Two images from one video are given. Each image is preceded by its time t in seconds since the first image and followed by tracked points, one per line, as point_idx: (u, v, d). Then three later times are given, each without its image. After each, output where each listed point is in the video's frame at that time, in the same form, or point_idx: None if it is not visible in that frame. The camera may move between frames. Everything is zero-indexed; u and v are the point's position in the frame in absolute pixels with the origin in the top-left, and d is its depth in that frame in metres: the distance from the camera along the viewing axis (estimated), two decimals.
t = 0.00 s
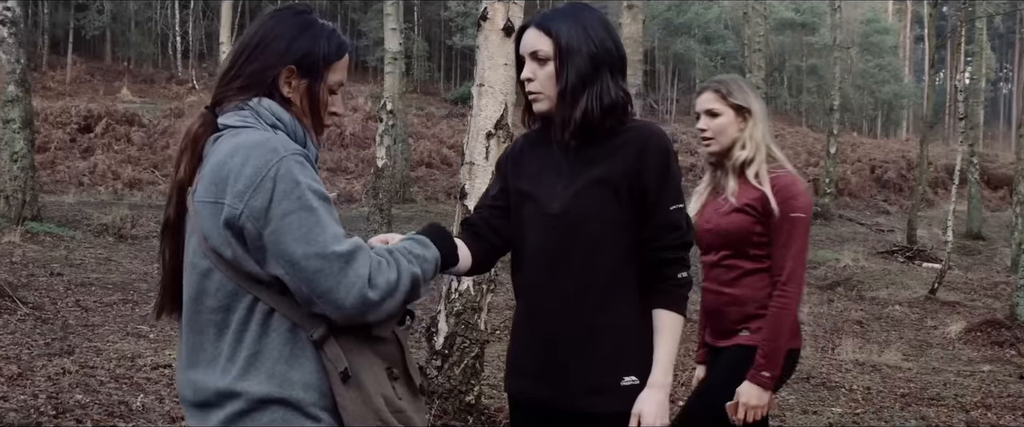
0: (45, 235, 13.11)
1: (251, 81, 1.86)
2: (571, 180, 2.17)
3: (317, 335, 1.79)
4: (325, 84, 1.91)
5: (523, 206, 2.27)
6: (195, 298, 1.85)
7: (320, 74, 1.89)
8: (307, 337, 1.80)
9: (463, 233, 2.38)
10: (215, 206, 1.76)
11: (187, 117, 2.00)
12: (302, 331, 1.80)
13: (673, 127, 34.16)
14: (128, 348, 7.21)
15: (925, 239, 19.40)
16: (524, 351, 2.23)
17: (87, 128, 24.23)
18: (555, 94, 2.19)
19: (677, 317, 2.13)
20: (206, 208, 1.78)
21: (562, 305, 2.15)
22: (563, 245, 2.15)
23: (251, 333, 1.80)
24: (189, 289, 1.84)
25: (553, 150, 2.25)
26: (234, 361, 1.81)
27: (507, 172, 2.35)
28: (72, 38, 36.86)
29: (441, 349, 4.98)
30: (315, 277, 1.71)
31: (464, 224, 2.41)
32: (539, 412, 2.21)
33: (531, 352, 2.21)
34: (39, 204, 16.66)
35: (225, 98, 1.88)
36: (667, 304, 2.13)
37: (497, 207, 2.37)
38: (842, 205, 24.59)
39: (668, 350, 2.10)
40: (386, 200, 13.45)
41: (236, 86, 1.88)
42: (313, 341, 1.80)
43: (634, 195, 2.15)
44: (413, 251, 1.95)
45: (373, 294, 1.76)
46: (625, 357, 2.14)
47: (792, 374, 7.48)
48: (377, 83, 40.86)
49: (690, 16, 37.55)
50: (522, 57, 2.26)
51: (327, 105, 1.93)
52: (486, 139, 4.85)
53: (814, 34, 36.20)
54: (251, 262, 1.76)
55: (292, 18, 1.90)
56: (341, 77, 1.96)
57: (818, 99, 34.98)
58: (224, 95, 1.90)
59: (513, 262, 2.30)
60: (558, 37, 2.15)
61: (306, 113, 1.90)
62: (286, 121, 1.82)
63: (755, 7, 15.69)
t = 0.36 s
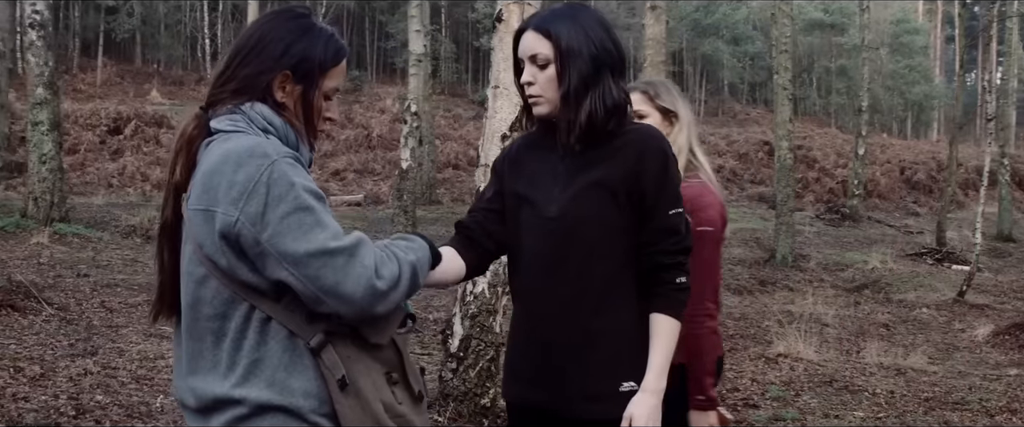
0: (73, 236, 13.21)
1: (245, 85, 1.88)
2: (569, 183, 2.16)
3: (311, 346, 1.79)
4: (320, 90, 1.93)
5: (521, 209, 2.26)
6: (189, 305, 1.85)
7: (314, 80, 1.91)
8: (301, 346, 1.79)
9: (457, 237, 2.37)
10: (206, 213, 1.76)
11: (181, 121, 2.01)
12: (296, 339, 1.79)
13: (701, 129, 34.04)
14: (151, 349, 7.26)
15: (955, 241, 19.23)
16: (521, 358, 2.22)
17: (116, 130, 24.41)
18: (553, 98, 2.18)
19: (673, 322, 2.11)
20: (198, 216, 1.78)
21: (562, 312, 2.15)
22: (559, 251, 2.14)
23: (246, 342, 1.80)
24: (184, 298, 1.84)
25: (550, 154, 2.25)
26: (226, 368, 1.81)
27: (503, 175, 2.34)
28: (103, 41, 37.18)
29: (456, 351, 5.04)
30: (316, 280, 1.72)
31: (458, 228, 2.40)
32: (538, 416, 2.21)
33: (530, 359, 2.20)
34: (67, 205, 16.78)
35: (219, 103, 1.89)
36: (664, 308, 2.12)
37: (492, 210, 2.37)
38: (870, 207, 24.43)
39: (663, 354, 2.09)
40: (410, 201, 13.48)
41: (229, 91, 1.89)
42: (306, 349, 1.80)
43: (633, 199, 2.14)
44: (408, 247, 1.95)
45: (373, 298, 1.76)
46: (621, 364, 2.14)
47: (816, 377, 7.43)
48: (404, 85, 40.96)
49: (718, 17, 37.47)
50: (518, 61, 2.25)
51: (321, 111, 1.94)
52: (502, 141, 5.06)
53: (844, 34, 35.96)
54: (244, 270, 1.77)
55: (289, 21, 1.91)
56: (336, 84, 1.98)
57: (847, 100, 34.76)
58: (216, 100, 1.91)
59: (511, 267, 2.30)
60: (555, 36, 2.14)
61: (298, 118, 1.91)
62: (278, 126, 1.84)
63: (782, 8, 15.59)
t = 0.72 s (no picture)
0: (123, 237, 13.37)
1: (270, 88, 1.88)
2: (599, 185, 2.15)
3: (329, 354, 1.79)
4: (346, 93, 1.91)
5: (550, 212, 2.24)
6: (214, 307, 1.86)
7: (338, 83, 1.89)
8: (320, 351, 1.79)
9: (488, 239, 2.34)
10: (231, 218, 1.77)
11: (212, 121, 2.02)
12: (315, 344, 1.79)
13: (750, 130, 33.78)
14: (197, 349, 7.33)
15: (1009, 244, 18.92)
16: (548, 360, 2.20)
17: (168, 132, 24.68)
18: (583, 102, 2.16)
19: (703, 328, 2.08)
20: (222, 220, 1.79)
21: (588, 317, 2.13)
22: (586, 253, 2.12)
23: (266, 345, 1.80)
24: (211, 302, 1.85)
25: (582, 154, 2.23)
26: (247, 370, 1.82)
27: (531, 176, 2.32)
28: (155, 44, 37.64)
29: (495, 354, 5.06)
30: (337, 284, 1.72)
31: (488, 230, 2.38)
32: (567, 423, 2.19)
33: (557, 363, 2.18)
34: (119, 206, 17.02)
35: (245, 104, 1.89)
36: (694, 313, 2.09)
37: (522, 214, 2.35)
38: (923, 209, 24.10)
39: (693, 360, 2.06)
40: (457, 203, 13.49)
41: (254, 94, 1.89)
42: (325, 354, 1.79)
43: (663, 202, 2.12)
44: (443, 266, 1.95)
45: (391, 306, 1.75)
46: (649, 369, 2.12)
47: (862, 381, 7.33)
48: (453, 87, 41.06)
49: (768, 17, 37.19)
50: (548, 64, 2.24)
51: (348, 115, 1.93)
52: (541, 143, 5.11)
53: (896, 34, 35.46)
54: (267, 273, 1.77)
55: (318, 22, 1.90)
56: (365, 87, 1.95)
57: (900, 101, 34.30)
58: (242, 103, 1.91)
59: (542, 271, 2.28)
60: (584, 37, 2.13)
61: (324, 121, 1.89)
62: (302, 128, 1.84)
63: (831, 7, 15.39)
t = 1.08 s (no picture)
0: (185, 237, 13.54)
1: (311, 82, 1.88)
2: (645, 186, 2.12)
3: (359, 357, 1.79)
4: (389, 86, 1.90)
5: (595, 213, 2.23)
6: (252, 308, 1.88)
7: (381, 76, 1.88)
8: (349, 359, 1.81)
9: (537, 238, 2.36)
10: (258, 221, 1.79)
11: (259, 114, 2.04)
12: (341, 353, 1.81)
13: (812, 131, 33.44)
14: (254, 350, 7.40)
15: None
16: (589, 363, 2.20)
17: (230, 134, 25.02)
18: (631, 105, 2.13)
19: (749, 335, 2.06)
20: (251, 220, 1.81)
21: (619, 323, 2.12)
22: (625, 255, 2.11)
23: (299, 349, 1.82)
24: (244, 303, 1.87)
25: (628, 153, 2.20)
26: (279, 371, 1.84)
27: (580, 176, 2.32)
28: (218, 47, 38.21)
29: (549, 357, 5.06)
30: (332, 306, 1.70)
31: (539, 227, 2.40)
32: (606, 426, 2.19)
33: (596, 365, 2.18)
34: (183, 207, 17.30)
35: (285, 102, 1.91)
36: (739, 319, 2.07)
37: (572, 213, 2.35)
38: (989, 211, 23.68)
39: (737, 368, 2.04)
40: (515, 205, 13.54)
41: (296, 88, 1.91)
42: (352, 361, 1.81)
43: (710, 205, 2.08)
44: (458, 264, 1.94)
45: (391, 328, 1.74)
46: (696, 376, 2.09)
47: (923, 387, 7.22)
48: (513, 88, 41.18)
49: (831, 17, 36.79)
50: (598, 66, 2.21)
51: (391, 114, 1.92)
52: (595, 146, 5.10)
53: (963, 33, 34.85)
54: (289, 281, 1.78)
55: (358, 14, 1.89)
56: (411, 77, 1.93)
57: (966, 101, 33.72)
58: (283, 98, 1.92)
59: (587, 271, 2.28)
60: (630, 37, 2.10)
61: (366, 115, 1.89)
62: (337, 126, 1.84)
63: (894, 6, 15.15)
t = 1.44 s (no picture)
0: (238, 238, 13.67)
1: (373, 76, 1.86)
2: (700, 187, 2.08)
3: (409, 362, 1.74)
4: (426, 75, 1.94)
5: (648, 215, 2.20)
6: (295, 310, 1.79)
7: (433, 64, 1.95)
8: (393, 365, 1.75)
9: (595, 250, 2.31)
10: (313, 215, 1.73)
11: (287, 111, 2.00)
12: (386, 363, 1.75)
13: (868, 132, 33.06)
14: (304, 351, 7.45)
15: None
16: (635, 365, 2.15)
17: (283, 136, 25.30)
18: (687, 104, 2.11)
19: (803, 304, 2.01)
20: (306, 214, 1.74)
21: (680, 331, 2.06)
22: (686, 254, 2.07)
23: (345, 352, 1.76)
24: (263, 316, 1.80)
25: (674, 159, 2.18)
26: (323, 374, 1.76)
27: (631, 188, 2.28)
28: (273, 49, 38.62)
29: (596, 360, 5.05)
30: (403, 309, 1.66)
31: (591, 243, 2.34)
32: None
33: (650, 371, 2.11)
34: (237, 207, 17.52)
35: (341, 92, 1.88)
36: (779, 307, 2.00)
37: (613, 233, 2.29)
38: None
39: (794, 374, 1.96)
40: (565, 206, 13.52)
41: (354, 84, 1.87)
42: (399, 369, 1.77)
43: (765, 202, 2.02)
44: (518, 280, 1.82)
45: (450, 336, 1.69)
46: (753, 377, 2.03)
47: (979, 393, 7.09)
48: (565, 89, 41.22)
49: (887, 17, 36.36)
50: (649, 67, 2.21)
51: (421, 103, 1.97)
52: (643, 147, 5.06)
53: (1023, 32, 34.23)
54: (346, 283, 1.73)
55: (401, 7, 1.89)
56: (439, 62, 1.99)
57: None
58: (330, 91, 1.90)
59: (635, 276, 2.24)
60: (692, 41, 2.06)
61: (430, 93, 1.96)
62: (394, 118, 1.83)
63: (951, 5, 14.90)
